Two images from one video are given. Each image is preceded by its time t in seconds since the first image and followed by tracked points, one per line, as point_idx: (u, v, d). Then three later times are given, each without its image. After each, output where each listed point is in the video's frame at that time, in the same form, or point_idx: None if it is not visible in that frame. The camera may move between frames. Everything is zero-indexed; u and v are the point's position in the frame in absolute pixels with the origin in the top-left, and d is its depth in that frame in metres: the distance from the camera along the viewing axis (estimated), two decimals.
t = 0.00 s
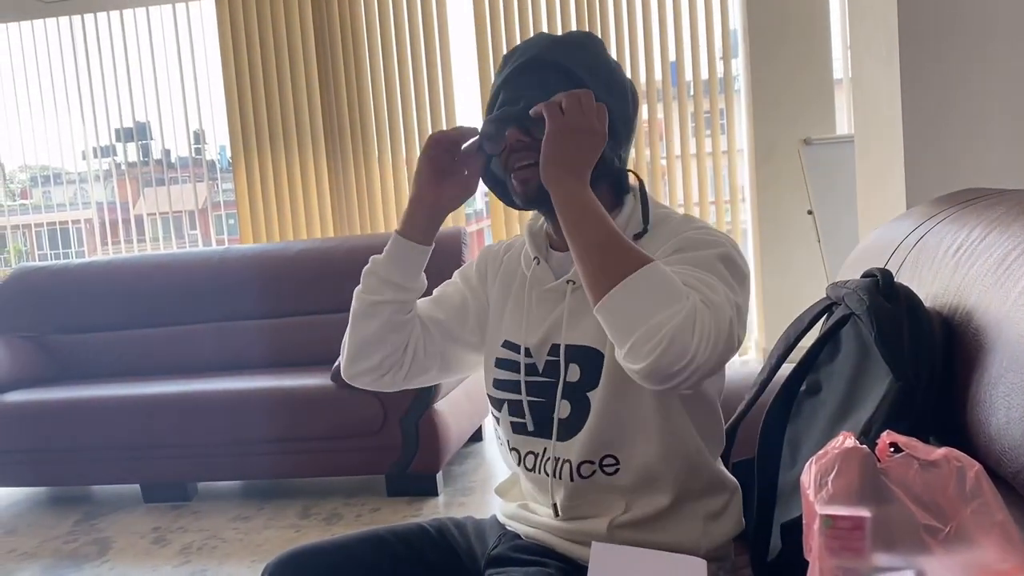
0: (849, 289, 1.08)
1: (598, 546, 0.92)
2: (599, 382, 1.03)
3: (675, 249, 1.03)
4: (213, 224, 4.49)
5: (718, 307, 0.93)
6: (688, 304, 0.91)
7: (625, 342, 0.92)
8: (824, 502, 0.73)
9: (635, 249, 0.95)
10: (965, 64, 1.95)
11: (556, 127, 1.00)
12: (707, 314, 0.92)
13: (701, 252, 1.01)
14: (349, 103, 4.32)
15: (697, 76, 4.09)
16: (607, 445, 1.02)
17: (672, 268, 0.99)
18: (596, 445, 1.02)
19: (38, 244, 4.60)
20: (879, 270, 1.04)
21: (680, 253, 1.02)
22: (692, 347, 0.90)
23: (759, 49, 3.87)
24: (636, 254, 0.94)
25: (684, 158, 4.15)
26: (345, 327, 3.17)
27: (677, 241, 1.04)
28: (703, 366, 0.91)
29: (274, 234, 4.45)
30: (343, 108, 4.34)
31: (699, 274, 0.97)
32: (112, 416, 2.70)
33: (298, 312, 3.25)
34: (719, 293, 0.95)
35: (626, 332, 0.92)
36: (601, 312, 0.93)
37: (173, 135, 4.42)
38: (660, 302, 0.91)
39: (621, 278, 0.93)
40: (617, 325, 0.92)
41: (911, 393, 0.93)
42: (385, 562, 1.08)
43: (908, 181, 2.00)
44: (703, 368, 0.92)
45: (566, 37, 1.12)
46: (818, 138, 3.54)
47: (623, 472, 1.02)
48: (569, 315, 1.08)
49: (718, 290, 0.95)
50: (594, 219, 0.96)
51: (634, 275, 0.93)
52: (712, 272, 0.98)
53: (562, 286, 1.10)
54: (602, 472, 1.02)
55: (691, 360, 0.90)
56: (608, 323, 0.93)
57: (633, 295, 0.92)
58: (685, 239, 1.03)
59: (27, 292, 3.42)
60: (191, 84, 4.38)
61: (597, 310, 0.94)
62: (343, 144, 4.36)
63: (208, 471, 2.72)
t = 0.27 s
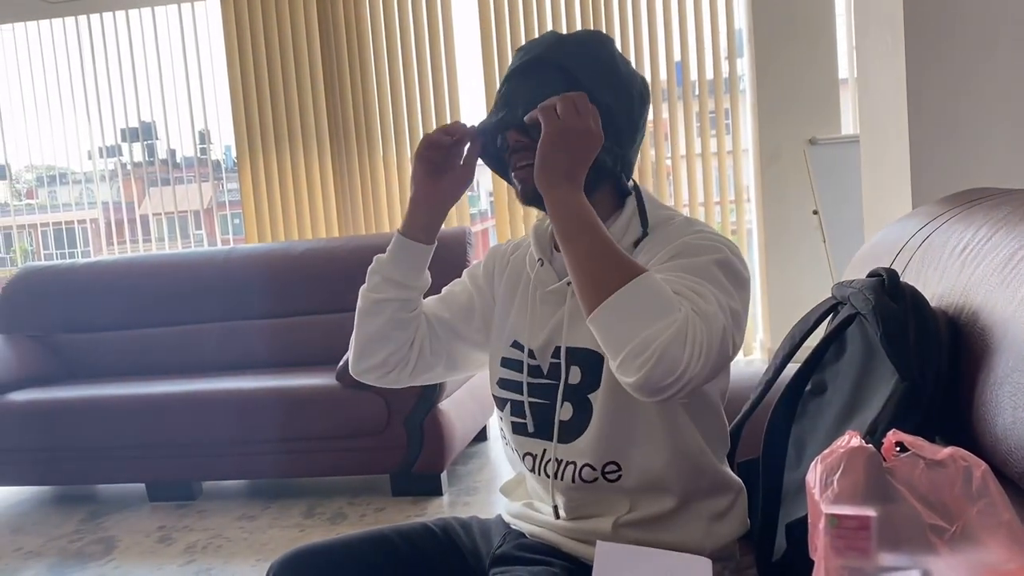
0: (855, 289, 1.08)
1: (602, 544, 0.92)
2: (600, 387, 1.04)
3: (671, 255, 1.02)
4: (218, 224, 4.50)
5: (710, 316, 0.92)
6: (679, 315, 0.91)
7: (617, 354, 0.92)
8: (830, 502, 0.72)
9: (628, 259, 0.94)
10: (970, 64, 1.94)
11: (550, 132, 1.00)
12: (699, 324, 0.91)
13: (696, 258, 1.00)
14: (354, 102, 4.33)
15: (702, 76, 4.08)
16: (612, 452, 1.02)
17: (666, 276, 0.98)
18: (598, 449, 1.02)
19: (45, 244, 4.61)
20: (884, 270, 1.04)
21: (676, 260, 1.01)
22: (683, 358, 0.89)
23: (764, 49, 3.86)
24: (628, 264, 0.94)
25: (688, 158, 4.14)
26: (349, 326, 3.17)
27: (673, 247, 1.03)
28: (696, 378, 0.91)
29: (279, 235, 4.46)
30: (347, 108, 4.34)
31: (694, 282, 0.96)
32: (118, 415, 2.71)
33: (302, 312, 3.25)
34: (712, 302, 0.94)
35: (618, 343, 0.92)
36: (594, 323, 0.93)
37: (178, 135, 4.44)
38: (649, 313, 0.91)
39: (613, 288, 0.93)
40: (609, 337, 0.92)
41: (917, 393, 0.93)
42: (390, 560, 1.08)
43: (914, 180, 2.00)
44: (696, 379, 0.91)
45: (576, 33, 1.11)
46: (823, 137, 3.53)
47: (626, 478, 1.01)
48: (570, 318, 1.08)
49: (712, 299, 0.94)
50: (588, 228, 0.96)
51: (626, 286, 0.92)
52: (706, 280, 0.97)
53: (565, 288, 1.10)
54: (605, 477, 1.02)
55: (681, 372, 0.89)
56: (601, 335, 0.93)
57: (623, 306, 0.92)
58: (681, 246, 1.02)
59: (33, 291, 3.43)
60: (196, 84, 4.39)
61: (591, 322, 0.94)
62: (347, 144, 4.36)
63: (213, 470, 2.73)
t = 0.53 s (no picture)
0: (858, 290, 1.08)
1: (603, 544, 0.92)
2: (603, 387, 1.04)
3: (672, 256, 1.02)
4: (224, 223, 4.51)
5: (712, 318, 0.92)
6: (680, 315, 0.91)
7: (616, 352, 0.92)
8: (830, 502, 0.73)
9: (632, 261, 0.94)
10: (975, 64, 1.94)
11: (553, 136, 0.99)
12: (700, 325, 0.91)
13: (698, 259, 1.00)
14: (359, 103, 4.34)
15: (707, 75, 4.07)
16: (616, 452, 1.02)
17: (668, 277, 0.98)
18: (602, 449, 1.02)
19: (51, 244, 4.63)
20: (887, 271, 1.04)
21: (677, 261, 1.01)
22: (683, 357, 0.89)
23: (769, 48, 3.86)
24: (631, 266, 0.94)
25: (693, 158, 4.14)
26: (354, 326, 3.18)
27: (675, 247, 1.03)
28: (696, 377, 0.90)
29: (284, 235, 4.48)
30: (353, 108, 4.35)
31: (696, 283, 0.96)
32: (123, 415, 2.72)
33: (307, 312, 3.26)
34: (715, 305, 0.94)
35: (617, 341, 0.92)
36: (594, 322, 0.93)
37: (184, 135, 4.45)
38: (651, 312, 0.91)
39: (614, 288, 0.93)
40: (609, 335, 0.92)
41: (919, 394, 0.93)
42: (393, 560, 1.08)
43: (919, 181, 1.99)
44: (696, 380, 0.90)
45: (569, 37, 1.10)
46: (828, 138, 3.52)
47: (628, 478, 1.02)
48: (572, 318, 1.09)
49: (714, 301, 0.94)
50: (592, 231, 0.96)
51: (628, 286, 0.92)
52: (708, 281, 0.97)
53: (567, 287, 1.10)
54: (607, 476, 1.02)
55: (682, 371, 0.89)
56: (601, 333, 0.93)
57: (625, 304, 0.91)
58: (682, 246, 1.02)
59: (40, 291, 3.45)
60: (201, 84, 4.41)
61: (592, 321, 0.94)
62: (353, 144, 4.37)
63: (218, 469, 2.74)
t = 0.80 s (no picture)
0: (863, 290, 1.08)
1: (608, 546, 0.93)
2: (612, 372, 1.04)
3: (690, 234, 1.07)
4: (229, 223, 4.53)
5: (750, 279, 0.98)
6: (731, 271, 0.96)
7: (666, 299, 0.95)
8: (833, 501, 0.73)
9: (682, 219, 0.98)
10: (981, 64, 1.93)
11: (601, 101, 1.01)
12: (745, 284, 0.97)
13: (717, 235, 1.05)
14: (365, 103, 4.35)
15: (712, 75, 4.07)
16: (624, 437, 1.03)
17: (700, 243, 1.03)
18: (611, 437, 1.03)
19: (57, 244, 4.64)
20: (893, 270, 1.04)
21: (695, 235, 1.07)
22: (733, 308, 0.94)
23: (775, 48, 3.85)
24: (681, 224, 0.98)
25: (698, 157, 4.13)
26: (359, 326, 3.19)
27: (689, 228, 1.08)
28: (740, 330, 0.95)
29: (289, 234, 4.49)
30: (358, 108, 4.36)
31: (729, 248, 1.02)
32: (130, 415, 2.73)
33: (313, 312, 3.27)
34: (750, 270, 1.00)
35: (667, 289, 0.95)
36: (642, 271, 0.96)
37: (190, 135, 4.46)
38: (703, 265, 0.95)
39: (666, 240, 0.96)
40: (661, 284, 0.95)
41: (923, 394, 0.94)
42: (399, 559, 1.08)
43: (925, 180, 1.99)
44: (735, 334, 0.95)
45: (561, 40, 1.09)
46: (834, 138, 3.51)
47: (636, 457, 1.02)
48: (581, 312, 1.09)
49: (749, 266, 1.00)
50: (640, 191, 1.00)
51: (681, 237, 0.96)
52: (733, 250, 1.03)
53: (574, 281, 1.11)
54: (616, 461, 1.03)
55: (732, 321, 0.94)
56: (647, 281, 0.96)
57: (678, 256, 0.95)
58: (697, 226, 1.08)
59: (48, 291, 3.47)
60: (207, 84, 4.42)
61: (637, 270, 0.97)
62: (358, 144, 4.37)
63: (224, 469, 2.75)
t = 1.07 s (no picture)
0: (867, 291, 1.07)
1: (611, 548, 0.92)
2: (615, 381, 1.04)
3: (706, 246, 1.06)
4: (235, 223, 4.54)
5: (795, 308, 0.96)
6: (780, 302, 0.94)
7: (722, 334, 0.92)
8: (836, 504, 0.73)
9: (725, 249, 0.97)
10: (986, 64, 1.93)
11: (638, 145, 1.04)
12: (795, 317, 0.95)
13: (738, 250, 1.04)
14: (370, 103, 4.35)
15: (717, 74, 4.06)
16: (626, 444, 1.03)
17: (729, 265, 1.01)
18: (614, 443, 1.03)
19: (63, 244, 4.65)
20: (897, 271, 1.04)
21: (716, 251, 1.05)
22: (788, 344, 0.92)
23: (779, 47, 3.85)
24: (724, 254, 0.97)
25: (703, 157, 4.12)
26: (364, 326, 3.19)
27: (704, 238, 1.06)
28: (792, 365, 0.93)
29: (294, 234, 4.50)
30: (363, 107, 4.37)
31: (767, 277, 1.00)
32: (136, 415, 2.74)
33: (317, 312, 3.28)
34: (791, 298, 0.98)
35: (720, 326, 0.93)
36: (691, 309, 0.93)
37: (195, 135, 4.47)
38: (753, 296, 0.93)
39: (716, 272, 0.94)
40: (711, 320, 0.93)
41: (929, 396, 0.93)
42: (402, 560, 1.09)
43: (929, 180, 1.98)
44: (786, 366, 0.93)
45: (591, 36, 1.12)
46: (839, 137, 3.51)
47: (640, 467, 1.02)
48: (584, 313, 1.09)
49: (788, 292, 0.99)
50: (680, 224, 0.99)
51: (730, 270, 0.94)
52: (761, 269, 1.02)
53: (576, 285, 1.11)
54: (619, 470, 1.03)
55: (786, 357, 0.92)
56: (699, 319, 0.93)
57: (729, 287, 0.93)
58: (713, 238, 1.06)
59: (54, 291, 3.48)
60: (213, 84, 4.43)
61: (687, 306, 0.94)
62: (363, 143, 4.38)
63: (229, 468, 2.76)
